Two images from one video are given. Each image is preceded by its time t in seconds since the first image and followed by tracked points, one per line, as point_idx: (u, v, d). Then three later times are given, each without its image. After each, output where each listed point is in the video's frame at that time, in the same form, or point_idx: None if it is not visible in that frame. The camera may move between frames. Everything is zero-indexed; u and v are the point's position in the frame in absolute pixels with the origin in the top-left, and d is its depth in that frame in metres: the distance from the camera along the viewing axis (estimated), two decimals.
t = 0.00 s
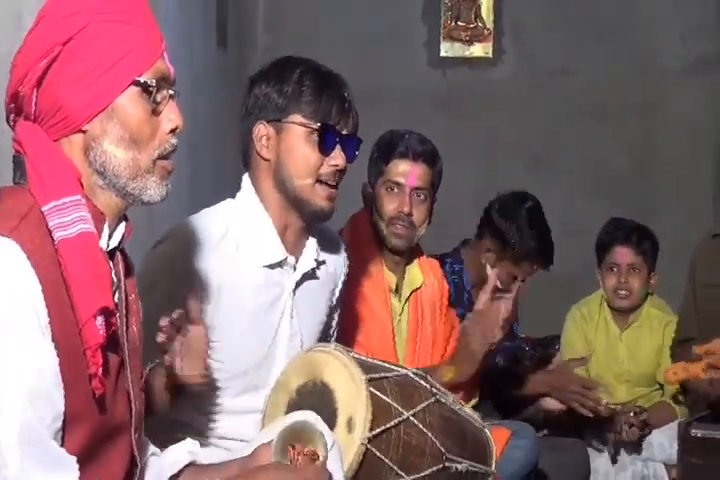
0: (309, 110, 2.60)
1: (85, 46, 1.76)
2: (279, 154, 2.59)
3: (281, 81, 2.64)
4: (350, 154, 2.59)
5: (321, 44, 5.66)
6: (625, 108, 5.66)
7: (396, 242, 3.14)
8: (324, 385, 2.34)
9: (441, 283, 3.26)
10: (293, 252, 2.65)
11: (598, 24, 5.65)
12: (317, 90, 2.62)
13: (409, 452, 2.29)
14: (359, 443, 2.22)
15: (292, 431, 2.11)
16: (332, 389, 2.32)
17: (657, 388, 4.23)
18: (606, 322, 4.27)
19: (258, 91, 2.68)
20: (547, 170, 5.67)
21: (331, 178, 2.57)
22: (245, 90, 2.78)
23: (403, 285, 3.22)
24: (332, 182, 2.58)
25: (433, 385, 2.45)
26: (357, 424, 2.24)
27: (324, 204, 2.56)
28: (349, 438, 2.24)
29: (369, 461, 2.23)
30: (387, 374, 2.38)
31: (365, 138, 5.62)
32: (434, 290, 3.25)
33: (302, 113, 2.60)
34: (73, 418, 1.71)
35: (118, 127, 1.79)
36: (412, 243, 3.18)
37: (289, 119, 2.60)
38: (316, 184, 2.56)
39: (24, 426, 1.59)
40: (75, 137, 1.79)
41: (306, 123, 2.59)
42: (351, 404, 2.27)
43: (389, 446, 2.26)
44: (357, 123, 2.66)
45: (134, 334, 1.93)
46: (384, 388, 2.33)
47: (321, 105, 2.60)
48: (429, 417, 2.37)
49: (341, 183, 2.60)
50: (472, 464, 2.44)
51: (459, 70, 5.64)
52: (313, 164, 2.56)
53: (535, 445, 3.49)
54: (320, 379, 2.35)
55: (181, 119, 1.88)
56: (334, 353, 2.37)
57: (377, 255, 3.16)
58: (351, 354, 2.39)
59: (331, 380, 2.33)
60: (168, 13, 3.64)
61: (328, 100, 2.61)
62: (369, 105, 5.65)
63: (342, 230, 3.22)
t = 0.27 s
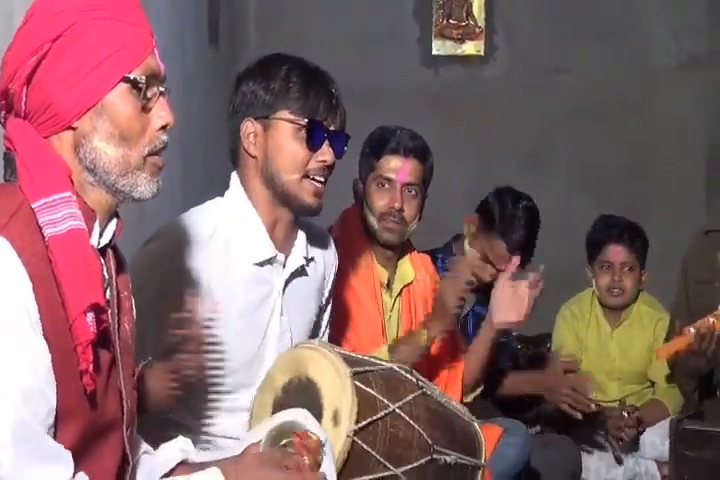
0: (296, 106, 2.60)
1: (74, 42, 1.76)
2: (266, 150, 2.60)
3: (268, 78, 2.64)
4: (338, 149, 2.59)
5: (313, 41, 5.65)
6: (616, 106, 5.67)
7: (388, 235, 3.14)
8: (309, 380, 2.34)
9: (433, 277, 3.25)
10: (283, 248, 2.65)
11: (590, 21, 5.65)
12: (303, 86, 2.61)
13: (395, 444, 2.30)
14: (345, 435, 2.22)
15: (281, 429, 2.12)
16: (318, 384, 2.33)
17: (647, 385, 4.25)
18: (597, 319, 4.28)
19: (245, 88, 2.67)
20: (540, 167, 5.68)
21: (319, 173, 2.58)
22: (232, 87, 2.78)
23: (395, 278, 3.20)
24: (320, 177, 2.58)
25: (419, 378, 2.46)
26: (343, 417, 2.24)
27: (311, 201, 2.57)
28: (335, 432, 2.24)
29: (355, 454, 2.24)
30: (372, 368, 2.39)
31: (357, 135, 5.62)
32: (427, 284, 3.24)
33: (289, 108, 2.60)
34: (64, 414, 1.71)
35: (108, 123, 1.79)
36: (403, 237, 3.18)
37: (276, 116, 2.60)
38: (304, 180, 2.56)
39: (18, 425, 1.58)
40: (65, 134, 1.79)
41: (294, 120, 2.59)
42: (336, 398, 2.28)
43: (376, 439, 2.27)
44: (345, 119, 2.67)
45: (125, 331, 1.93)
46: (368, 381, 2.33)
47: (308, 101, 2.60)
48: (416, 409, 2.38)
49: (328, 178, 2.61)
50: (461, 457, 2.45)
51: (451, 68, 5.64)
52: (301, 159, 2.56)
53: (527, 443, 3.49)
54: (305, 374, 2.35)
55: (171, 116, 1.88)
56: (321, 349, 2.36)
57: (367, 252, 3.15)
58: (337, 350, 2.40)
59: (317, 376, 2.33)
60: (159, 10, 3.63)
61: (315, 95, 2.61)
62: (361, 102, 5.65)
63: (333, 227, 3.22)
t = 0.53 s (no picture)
0: (289, 101, 2.60)
1: (70, 34, 1.77)
2: (259, 144, 2.60)
3: (262, 72, 2.64)
4: (331, 145, 2.60)
5: (307, 37, 5.66)
6: (610, 101, 5.68)
7: (382, 232, 3.15)
8: (305, 375, 2.35)
9: (424, 275, 3.28)
10: (275, 242, 2.66)
11: (585, 15, 5.66)
12: (297, 80, 2.62)
13: (390, 440, 2.30)
14: (340, 431, 2.21)
15: (277, 421, 2.12)
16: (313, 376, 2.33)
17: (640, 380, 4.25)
18: (590, 314, 4.29)
19: (239, 82, 2.68)
20: (533, 162, 5.70)
21: (312, 167, 2.57)
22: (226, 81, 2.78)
23: (387, 275, 3.21)
24: (312, 172, 2.58)
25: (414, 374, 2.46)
26: (338, 413, 2.23)
27: (303, 199, 2.57)
28: (330, 428, 2.23)
29: (351, 450, 2.23)
30: (369, 364, 2.38)
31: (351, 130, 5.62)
32: (418, 281, 3.26)
33: (283, 103, 2.60)
34: (56, 408, 1.71)
35: (102, 117, 1.80)
36: (396, 233, 3.19)
37: (270, 110, 2.61)
38: (297, 175, 2.56)
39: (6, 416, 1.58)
40: (59, 127, 1.80)
41: (288, 114, 2.59)
42: (332, 394, 2.27)
43: (371, 435, 2.27)
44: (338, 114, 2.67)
45: (118, 323, 1.94)
46: (365, 377, 2.33)
47: (301, 95, 2.60)
48: (411, 406, 2.38)
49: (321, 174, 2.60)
50: (454, 452, 2.46)
51: (445, 63, 5.65)
52: (294, 154, 2.57)
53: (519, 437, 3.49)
54: (301, 368, 2.36)
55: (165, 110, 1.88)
56: (317, 342, 2.37)
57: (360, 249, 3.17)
58: (336, 346, 2.39)
59: (311, 369, 2.34)
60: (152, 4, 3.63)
61: (308, 90, 2.61)
62: (355, 97, 5.65)
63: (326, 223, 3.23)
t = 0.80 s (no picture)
0: (283, 96, 2.60)
1: (59, 27, 1.76)
2: (254, 140, 2.60)
3: (255, 68, 2.64)
4: (325, 140, 2.59)
5: (302, 34, 5.64)
6: (604, 98, 5.69)
7: (375, 225, 3.13)
8: (298, 373, 2.34)
9: (418, 268, 3.27)
10: (268, 240, 2.65)
11: (580, 13, 5.65)
12: (291, 77, 2.61)
13: (384, 437, 2.29)
14: (333, 427, 2.20)
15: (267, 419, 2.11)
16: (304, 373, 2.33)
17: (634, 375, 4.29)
18: (584, 310, 4.30)
19: (232, 78, 2.67)
20: (528, 160, 5.70)
21: (308, 163, 2.57)
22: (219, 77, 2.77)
23: (381, 269, 3.20)
24: (309, 167, 2.58)
25: (408, 371, 2.46)
26: (332, 409, 2.23)
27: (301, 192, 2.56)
28: (324, 424, 2.22)
29: (344, 447, 2.22)
30: (362, 360, 2.38)
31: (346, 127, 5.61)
32: (412, 274, 3.25)
33: (276, 99, 2.60)
34: (53, 403, 1.71)
35: (94, 109, 1.79)
36: (390, 226, 3.19)
37: (264, 106, 2.60)
38: (294, 170, 2.56)
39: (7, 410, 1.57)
40: (51, 121, 1.80)
41: (282, 110, 2.59)
42: (324, 391, 2.27)
43: (365, 432, 2.26)
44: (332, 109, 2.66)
45: (113, 318, 1.93)
46: (358, 373, 2.33)
47: (296, 91, 2.60)
48: (404, 403, 2.38)
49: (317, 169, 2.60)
50: (448, 449, 2.45)
51: (441, 60, 5.63)
52: (289, 149, 2.56)
53: (513, 434, 3.51)
54: (294, 366, 2.35)
55: (157, 101, 1.87)
56: (311, 339, 2.38)
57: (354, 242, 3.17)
58: (328, 342, 2.39)
59: (304, 366, 2.33)
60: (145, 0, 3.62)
61: (303, 85, 2.61)
62: (350, 94, 5.64)
63: (319, 219, 3.23)
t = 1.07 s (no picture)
0: (278, 95, 2.60)
1: (59, 28, 1.76)
2: (248, 136, 2.61)
3: (251, 65, 2.64)
4: (320, 139, 2.60)
5: (298, 30, 5.67)
6: (599, 92, 5.69)
7: (369, 220, 3.15)
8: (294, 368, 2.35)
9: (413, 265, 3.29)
10: (263, 236, 2.66)
11: (575, 8, 5.66)
12: (287, 75, 2.61)
13: (380, 432, 2.30)
14: (330, 423, 2.21)
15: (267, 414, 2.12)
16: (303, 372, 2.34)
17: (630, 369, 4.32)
18: (578, 304, 4.33)
19: (228, 73, 2.68)
20: (524, 154, 5.70)
21: (299, 162, 2.58)
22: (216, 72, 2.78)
23: (374, 267, 3.23)
24: (300, 167, 2.59)
25: (404, 367, 2.46)
26: (328, 405, 2.23)
27: (292, 188, 2.58)
28: (320, 420, 2.23)
29: (341, 442, 2.22)
30: (357, 356, 2.39)
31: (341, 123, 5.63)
32: (406, 272, 3.27)
33: (271, 98, 2.60)
34: (45, 402, 1.71)
35: (91, 110, 1.80)
36: (383, 222, 3.19)
37: (259, 103, 2.61)
38: (285, 168, 2.57)
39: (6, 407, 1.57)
40: (48, 119, 1.80)
41: (277, 109, 2.59)
42: (321, 387, 2.27)
43: (361, 427, 2.26)
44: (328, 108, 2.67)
45: (109, 316, 1.94)
46: (354, 369, 2.33)
47: (291, 90, 2.61)
48: (401, 398, 2.38)
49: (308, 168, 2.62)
50: (444, 444, 2.46)
51: (436, 55, 5.66)
52: (281, 149, 2.57)
53: (509, 428, 3.50)
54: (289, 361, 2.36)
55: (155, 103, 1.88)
56: (305, 334, 2.40)
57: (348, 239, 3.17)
58: (327, 340, 2.40)
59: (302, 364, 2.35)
60: None
61: (298, 85, 2.62)
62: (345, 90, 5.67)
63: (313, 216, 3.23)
